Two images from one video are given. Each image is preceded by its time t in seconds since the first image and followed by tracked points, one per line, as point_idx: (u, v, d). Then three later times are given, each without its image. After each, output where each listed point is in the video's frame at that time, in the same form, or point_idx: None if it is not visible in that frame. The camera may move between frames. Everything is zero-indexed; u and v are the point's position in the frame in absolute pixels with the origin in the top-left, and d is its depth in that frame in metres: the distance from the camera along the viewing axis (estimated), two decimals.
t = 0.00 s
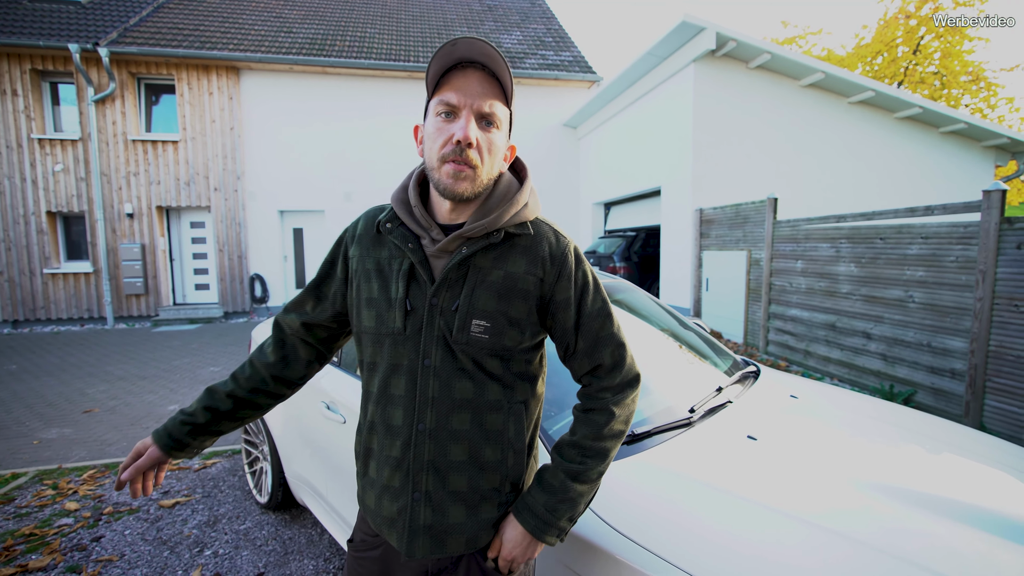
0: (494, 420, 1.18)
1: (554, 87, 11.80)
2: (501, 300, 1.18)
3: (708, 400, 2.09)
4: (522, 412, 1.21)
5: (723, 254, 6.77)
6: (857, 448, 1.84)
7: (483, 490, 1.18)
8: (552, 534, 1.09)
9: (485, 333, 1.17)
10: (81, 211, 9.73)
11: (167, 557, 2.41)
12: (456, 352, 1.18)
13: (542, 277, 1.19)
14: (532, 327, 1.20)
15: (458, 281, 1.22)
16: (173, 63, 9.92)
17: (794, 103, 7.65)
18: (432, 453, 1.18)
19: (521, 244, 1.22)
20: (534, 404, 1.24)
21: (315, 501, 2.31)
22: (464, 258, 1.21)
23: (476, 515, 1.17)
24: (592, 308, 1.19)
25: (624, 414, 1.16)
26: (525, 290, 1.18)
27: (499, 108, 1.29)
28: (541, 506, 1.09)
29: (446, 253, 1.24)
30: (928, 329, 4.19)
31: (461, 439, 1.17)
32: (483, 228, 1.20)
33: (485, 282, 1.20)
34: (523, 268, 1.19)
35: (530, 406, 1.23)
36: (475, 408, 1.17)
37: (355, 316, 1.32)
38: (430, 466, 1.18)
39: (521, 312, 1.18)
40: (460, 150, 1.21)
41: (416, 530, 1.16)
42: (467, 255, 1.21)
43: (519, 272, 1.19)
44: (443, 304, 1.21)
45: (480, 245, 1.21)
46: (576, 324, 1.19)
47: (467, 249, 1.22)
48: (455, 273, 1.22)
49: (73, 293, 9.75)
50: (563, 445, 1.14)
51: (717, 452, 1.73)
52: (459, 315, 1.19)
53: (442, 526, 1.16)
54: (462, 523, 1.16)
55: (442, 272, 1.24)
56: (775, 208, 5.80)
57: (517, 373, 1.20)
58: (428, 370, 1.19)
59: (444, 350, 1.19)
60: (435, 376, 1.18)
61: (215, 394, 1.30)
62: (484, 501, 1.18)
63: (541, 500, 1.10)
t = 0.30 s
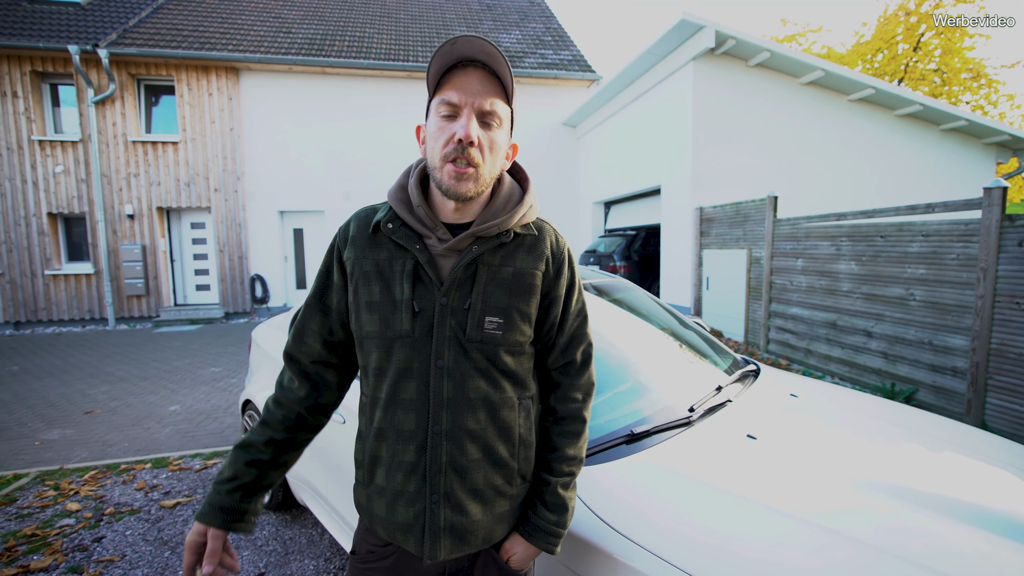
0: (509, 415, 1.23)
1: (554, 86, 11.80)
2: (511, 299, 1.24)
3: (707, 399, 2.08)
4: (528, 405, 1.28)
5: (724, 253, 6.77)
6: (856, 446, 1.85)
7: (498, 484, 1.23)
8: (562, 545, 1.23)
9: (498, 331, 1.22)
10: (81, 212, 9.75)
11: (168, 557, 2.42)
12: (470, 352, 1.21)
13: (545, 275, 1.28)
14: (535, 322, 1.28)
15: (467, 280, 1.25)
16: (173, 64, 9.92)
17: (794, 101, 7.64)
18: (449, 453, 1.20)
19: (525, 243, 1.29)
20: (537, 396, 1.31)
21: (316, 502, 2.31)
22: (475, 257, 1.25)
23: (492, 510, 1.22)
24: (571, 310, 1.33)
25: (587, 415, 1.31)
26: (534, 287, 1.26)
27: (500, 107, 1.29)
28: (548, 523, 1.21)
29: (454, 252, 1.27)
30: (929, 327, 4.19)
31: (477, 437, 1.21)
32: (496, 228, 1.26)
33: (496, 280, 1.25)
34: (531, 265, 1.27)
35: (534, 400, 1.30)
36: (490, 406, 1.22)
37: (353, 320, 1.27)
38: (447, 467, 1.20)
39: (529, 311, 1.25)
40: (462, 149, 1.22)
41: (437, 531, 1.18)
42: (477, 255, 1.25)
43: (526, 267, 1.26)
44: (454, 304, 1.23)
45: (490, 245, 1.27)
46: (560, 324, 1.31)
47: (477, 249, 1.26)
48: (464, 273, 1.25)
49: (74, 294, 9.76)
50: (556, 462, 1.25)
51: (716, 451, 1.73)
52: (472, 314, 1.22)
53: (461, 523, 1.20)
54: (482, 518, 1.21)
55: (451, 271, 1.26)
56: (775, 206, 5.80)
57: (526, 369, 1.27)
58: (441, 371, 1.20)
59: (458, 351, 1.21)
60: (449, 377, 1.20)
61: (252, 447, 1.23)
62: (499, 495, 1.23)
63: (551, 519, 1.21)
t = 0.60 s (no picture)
0: (523, 407, 1.30)
1: (553, 86, 11.80)
2: (526, 296, 1.31)
3: (706, 398, 2.09)
4: (538, 399, 1.35)
5: (723, 252, 6.77)
6: (856, 444, 1.85)
7: (515, 476, 1.29)
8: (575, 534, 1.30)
9: (514, 327, 1.28)
10: (80, 212, 9.73)
11: (166, 558, 2.41)
12: (489, 348, 1.26)
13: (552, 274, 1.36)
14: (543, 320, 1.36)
15: (484, 279, 1.30)
16: (172, 63, 9.90)
17: (793, 100, 7.64)
18: (470, 449, 1.22)
19: (534, 243, 1.37)
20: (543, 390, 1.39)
21: (314, 502, 2.31)
22: (490, 256, 1.30)
23: (511, 503, 1.27)
24: (573, 305, 1.41)
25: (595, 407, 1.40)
26: (544, 283, 1.33)
27: (512, 119, 1.31)
28: (563, 513, 1.28)
29: (470, 251, 1.31)
30: (927, 326, 4.19)
31: (495, 431, 1.25)
32: (509, 228, 1.32)
33: (512, 280, 1.31)
34: (541, 264, 1.35)
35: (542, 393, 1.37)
36: (506, 400, 1.28)
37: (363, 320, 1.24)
38: (470, 464, 1.22)
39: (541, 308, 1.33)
40: (472, 162, 1.23)
41: (464, 528, 1.20)
42: (492, 254, 1.30)
43: (536, 265, 1.34)
44: (470, 301, 1.27)
45: (505, 243, 1.32)
46: (564, 319, 1.38)
47: (492, 247, 1.30)
48: (480, 272, 1.29)
49: (73, 294, 9.75)
50: (566, 454, 1.32)
51: (714, 450, 1.73)
52: (490, 312, 1.27)
53: (486, 519, 1.23)
54: (503, 512, 1.25)
55: (467, 270, 1.29)
56: (774, 205, 5.79)
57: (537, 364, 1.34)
58: (461, 367, 1.23)
59: (477, 348, 1.25)
60: (469, 373, 1.23)
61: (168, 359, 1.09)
62: (517, 488, 1.29)
63: (562, 509, 1.28)
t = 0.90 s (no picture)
0: (520, 404, 1.34)
1: (546, 86, 11.80)
2: (526, 297, 1.36)
3: (699, 397, 2.10)
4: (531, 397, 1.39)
5: (714, 252, 6.81)
6: (847, 442, 1.87)
7: (512, 473, 1.31)
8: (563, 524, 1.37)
9: (514, 327, 1.32)
10: (68, 212, 9.62)
11: (156, 561, 2.39)
12: (492, 347, 1.28)
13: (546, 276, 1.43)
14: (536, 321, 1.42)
15: (486, 280, 1.31)
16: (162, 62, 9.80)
17: (784, 101, 7.70)
18: (472, 446, 1.23)
19: (530, 246, 1.41)
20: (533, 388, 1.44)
21: (307, 503, 2.30)
22: (493, 258, 1.31)
23: (507, 499, 1.30)
24: (562, 308, 1.50)
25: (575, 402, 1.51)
26: (540, 286, 1.39)
27: (518, 129, 1.32)
28: (556, 503, 1.35)
29: (476, 250, 1.31)
30: (915, 325, 4.24)
31: (495, 429, 1.28)
32: (514, 231, 1.36)
33: (512, 282, 1.34)
34: (538, 268, 1.40)
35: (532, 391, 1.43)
36: (505, 398, 1.30)
37: (365, 315, 1.20)
38: (471, 461, 1.23)
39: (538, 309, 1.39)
40: (476, 171, 1.24)
41: (463, 524, 1.20)
42: (496, 256, 1.32)
43: (534, 268, 1.39)
44: (473, 300, 1.28)
45: (507, 245, 1.35)
46: (553, 320, 1.46)
47: (496, 249, 1.33)
48: (484, 272, 1.30)
49: (61, 295, 9.62)
50: (555, 447, 1.40)
51: (705, 449, 1.74)
52: (492, 312, 1.29)
53: (484, 515, 1.24)
54: (500, 507, 1.27)
55: (471, 270, 1.29)
56: (765, 205, 5.84)
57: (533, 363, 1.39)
58: (464, 366, 1.24)
59: (480, 347, 1.27)
60: (472, 371, 1.24)
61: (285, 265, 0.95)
62: (512, 484, 1.31)
63: (554, 499, 1.35)
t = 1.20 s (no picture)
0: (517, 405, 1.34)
1: (539, 84, 11.79)
2: (524, 298, 1.35)
3: (691, 394, 2.12)
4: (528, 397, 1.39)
5: (706, 250, 6.85)
6: (838, 439, 1.89)
7: (509, 476, 1.31)
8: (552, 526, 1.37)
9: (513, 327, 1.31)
10: (54, 210, 9.47)
11: (146, 563, 2.37)
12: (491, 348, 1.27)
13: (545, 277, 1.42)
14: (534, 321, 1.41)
15: (485, 281, 1.30)
16: (150, 58, 9.67)
17: (775, 100, 7.76)
18: (468, 448, 1.23)
19: (529, 247, 1.41)
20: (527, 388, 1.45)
21: (299, 502, 2.29)
22: (493, 258, 1.31)
23: (503, 501, 1.28)
24: (558, 309, 1.50)
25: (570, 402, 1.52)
26: (537, 286, 1.39)
27: (520, 131, 1.32)
28: (547, 504, 1.35)
29: (475, 251, 1.31)
30: (903, 322, 4.29)
31: (493, 431, 1.27)
32: (513, 232, 1.35)
33: (511, 282, 1.34)
34: (536, 268, 1.40)
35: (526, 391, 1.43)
36: (503, 398, 1.30)
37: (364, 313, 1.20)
38: (467, 462, 1.23)
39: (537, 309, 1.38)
40: (480, 173, 1.23)
41: (457, 525, 1.20)
42: (496, 257, 1.31)
43: (532, 268, 1.39)
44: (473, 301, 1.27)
45: (507, 246, 1.34)
46: (549, 321, 1.47)
47: (495, 250, 1.32)
48: (483, 272, 1.30)
49: (47, 295, 9.48)
50: (546, 447, 1.40)
51: (696, 446, 1.75)
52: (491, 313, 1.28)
53: (478, 516, 1.24)
54: (495, 510, 1.26)
55: (471, 271, 1.29)
56: (756, 203, 5.88)
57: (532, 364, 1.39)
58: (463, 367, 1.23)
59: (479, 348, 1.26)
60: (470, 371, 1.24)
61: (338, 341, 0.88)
62: (508, 487, 1.30)
63: (545, 500, 1.35)
